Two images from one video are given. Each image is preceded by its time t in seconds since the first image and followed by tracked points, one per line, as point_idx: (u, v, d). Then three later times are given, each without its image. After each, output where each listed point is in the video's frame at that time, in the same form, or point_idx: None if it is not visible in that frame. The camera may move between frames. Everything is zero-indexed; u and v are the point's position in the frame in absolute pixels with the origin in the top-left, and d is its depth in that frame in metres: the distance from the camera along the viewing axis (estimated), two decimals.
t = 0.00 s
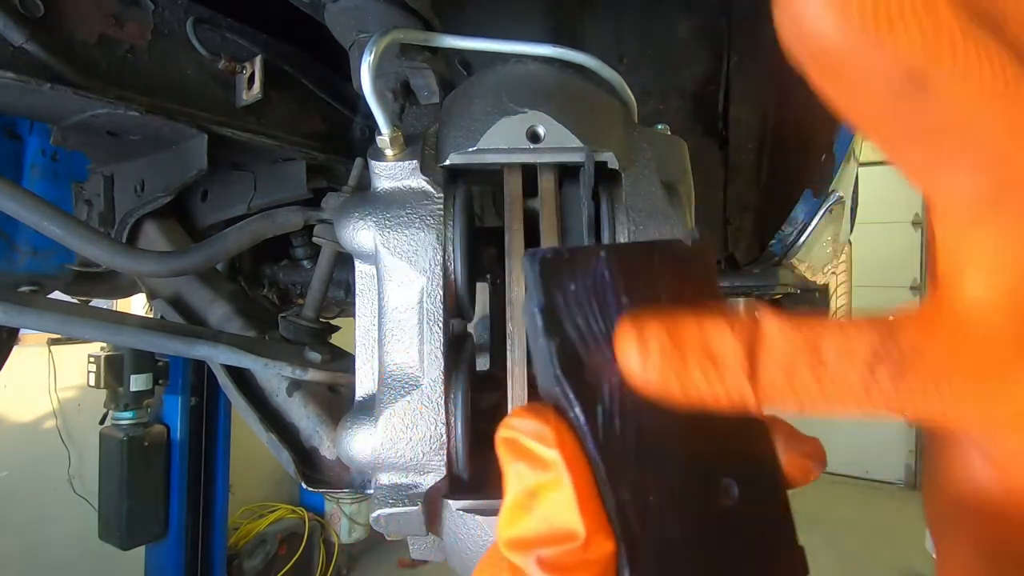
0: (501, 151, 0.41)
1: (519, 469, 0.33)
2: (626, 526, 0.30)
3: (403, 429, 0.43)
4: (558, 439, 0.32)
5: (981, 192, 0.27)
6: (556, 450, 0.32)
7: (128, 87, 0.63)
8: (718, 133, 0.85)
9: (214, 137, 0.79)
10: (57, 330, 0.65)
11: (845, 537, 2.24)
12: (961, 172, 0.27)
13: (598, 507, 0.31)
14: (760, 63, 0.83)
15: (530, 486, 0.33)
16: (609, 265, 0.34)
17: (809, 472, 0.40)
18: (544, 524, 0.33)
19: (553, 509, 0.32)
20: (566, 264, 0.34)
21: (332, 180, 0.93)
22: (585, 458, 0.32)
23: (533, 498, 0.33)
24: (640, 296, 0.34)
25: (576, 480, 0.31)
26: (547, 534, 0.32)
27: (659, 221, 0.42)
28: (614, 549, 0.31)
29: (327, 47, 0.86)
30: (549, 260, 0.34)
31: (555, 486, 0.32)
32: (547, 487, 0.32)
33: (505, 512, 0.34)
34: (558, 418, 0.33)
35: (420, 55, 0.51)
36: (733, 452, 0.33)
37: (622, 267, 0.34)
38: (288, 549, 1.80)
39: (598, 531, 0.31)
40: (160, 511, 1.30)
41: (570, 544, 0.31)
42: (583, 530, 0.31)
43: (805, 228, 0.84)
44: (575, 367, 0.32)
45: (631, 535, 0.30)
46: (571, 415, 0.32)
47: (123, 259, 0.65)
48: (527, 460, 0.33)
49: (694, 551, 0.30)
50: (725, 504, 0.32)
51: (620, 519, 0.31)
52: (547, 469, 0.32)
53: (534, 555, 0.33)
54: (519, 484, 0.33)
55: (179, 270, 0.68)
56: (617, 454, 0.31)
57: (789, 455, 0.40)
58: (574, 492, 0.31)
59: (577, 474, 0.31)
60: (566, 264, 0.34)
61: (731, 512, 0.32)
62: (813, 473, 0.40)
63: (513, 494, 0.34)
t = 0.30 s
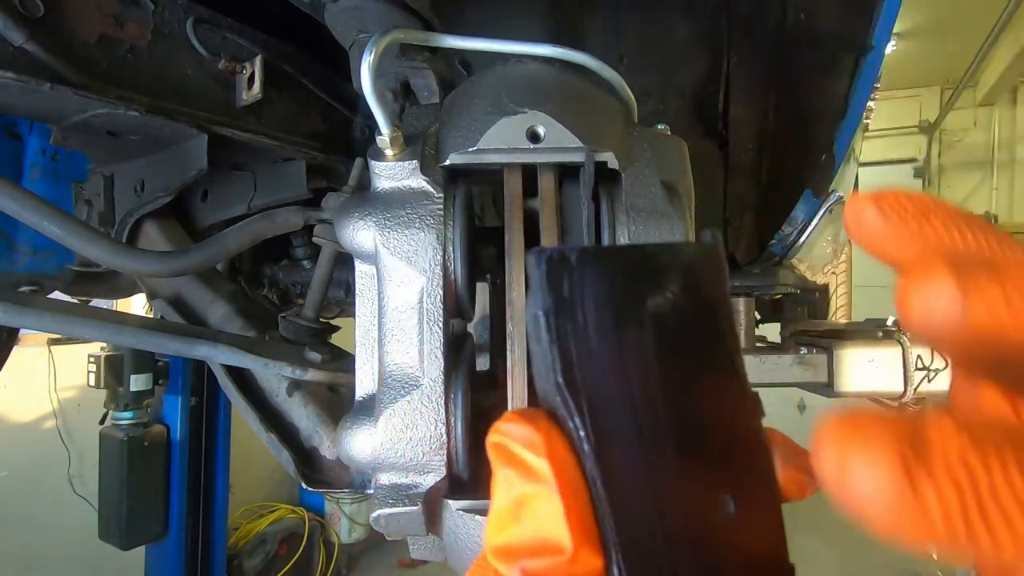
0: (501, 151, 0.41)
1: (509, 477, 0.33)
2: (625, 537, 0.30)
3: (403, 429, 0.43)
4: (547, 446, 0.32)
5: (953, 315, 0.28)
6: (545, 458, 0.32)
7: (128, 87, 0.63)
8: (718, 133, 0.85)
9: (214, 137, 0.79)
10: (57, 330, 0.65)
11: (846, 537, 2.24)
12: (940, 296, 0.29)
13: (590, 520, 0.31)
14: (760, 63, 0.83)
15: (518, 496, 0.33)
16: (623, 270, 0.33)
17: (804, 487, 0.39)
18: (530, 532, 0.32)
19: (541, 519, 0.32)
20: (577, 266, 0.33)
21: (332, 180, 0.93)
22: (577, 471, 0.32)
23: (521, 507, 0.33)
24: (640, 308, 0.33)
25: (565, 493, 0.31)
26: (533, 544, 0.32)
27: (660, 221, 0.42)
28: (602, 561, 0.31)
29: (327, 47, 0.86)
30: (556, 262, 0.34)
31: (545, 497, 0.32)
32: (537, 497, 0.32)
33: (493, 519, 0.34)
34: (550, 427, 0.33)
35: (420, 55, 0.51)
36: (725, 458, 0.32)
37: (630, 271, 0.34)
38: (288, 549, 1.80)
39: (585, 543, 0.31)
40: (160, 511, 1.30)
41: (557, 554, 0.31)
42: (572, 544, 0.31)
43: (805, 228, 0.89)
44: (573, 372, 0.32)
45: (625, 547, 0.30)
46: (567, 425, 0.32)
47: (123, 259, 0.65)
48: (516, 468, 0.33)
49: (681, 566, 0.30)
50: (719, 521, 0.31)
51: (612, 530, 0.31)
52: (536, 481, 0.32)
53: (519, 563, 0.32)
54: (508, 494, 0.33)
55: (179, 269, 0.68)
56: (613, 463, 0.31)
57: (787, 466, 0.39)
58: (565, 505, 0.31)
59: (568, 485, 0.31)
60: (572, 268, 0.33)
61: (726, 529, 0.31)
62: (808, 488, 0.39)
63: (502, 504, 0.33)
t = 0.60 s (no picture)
0: (500, 152, 0.41)
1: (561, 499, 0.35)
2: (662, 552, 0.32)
3: (403, 429, 0.43)
4: (600, 470, 0.35)
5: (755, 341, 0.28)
6: (598, 480, 0.35)
7: (128, 86, 0.63)
8: (718, 133, 0.85)
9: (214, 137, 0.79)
10: (56, 330, 0.65)
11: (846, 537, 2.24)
12: (734, 326, 0.29)
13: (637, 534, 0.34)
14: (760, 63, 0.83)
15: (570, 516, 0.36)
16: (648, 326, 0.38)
17: (827, 503, 0.43)
18: (583, 551, 0.35)
19: (595, 534, 0.35)
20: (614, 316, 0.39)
21: (332, 180, 0.93)
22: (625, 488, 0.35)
23: (572, 527, 0.36)
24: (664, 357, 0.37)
25: (617, 510, 0.34)
26: (589, 562, 0.35)
27: (660, 221, 0.42)
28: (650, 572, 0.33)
29: (327, 47, 0.86)
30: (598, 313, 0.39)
31: (596, 514, 0.35)
32: (590, 518, 0.35)
33: (546, 539, 0.37)
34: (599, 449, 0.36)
35: (420, 55, 0.51)
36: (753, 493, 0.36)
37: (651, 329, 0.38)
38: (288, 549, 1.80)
39: (636, 562, 0.33)
40: (160, 512, 1.30)
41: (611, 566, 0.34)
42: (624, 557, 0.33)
43: (805, 227, 0.83)
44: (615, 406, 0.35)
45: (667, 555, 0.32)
46: (612, 446, 0.35)
47: (123, 259, 0.65)
48: (567, 491, 0.35)
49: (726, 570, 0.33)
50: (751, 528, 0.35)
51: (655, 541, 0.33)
52: (589, 500, 0.35)
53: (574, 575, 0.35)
54: (559, 513, 0.36)
55: (179, 269, 0.68)
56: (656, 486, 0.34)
57: (810, 485, 0.43)
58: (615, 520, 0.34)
59: (616, 506, 0.34)
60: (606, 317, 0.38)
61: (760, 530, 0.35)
62: (831, 504, 0.43)
63: (554, 522, 0.36)
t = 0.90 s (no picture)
0: (500, 152, 0.41)
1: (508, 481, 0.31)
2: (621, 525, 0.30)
3: (403, 429, 0.43)
4: (545, 447, 0.31)
5: (836, 271, 0.22)
6: (545, 459, 0.31)
7: (128, 87, 0.63)
8: (718, 133, 0.85)
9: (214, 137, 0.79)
10: (56, 330, 0.65)
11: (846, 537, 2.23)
12: (815, 257, 0.23)
13: (589, 514, 0.30)
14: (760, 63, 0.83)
15: (517, 499, 0.31)
16: (611, 296, 0.36)
17: (785, 469, 0.41)
18: (534, 534, 0.31)
19: (544, 520, 0.30)
20: (549, 282, 0.35)
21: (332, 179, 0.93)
22: (574, 468, 0.31)
23: (522, 510, 0.31)
24: (621, 332, 0.35)
25: (565, 489, 0.30)
26: (537, 546, 0.30)
27: (660, 221, 0.42)
28: (606, 555, 0.30)
29: (327, 47, 0.86)
30: (534, 280, 0.35)
31: (545, 497, 0.31)
32: (537, 502, 0.31)
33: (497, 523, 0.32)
34: (544, 426, 0.32)
35: (420, 55, 0.51)
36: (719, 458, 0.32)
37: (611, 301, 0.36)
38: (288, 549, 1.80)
39: (588, 539, 0.30)
40: (161, 512, 1.30)
41: (563, 556, 0.29)
42: (576, 540, 0.29)
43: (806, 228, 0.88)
44: (571, 387, 0.33)
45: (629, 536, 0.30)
46: (562, 426, 0.32)
47: (123, 259, 0.65)
48: (516, 472, 0.31)
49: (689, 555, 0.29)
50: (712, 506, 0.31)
51: (613, 522, 0.30)
52: (535, 479, 0.31)
53: (524, 566, 0.30)
54: (507, 496, 0.31)
55: (179, 269, 0.68)
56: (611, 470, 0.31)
57: (766, 453, 0.41)
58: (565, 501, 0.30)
59: (565, 484, 0.30)
60: (561, 291, 0.35)
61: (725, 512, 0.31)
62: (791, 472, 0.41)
63: (503, 505, 0.32)
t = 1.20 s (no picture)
0: (500, 151, 0.41)
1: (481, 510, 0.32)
2: (595, 545, 0.30)
3: (403, 429, 0.43)
4: (519, 477, 0.31)
5: (923, 405, 0.24)
6: (517, 488, 0.31)
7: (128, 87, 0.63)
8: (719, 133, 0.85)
9: (214, 137, 0.79)
10: (57, 330, 0.65)
11: (847, 537, 2.24)
12: (902, 384, 0.25)
13: (564, 541, 0.30)
14: (760, 63, 0.83)
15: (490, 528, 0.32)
16: (593, 306, 0.34)
17: (785, 495, 0.36)
18: (505, 567, 0.31)
19: (519, 553, 0.31)
20: (523, 289, 0.34)
21: (332, 179, 0.93)
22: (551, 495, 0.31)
23: (494, 542, 0.32)
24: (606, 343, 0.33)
25: (538, 520, 0.30)
26: None
27: (659, 221, 0.42)
28: None
29: (327, 47, 0.86)
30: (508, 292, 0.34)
31: (516, 528, 0.31)
32: (509, 532, 0.31)
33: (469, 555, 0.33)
34: (519, 452, 0.32)
35: (420, 55, 0.51)
36: (706, 483, 0.32)
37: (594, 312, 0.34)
38: (288, 549, 1.80)
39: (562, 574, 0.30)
40: (161, 512, 1.30)
41: None
42: None
43: (805, 227, 0.85)
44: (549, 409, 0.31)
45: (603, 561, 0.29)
46: (537, 452, 0.31)
47: (123, 259, 0.65)
48: (487, 501, 0.32)
49: None
50: (700, 532, 0.30)
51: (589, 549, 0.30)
52: (507, 510, 0.31)
53: None
54: (480, 527, 0.32)
55: (180, 269, 0.68)
56: (588, 484, 0.30)
57: (765, 475, 0.37)
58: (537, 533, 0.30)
59: (540, 516, 0.30)
60: (539, 304, 0.34)
61: (711, 543, 0.30)
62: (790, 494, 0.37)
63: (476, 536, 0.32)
